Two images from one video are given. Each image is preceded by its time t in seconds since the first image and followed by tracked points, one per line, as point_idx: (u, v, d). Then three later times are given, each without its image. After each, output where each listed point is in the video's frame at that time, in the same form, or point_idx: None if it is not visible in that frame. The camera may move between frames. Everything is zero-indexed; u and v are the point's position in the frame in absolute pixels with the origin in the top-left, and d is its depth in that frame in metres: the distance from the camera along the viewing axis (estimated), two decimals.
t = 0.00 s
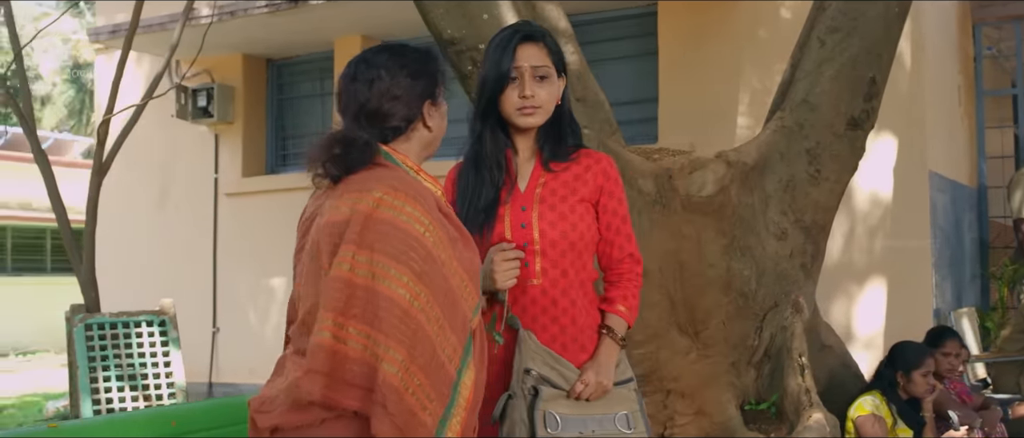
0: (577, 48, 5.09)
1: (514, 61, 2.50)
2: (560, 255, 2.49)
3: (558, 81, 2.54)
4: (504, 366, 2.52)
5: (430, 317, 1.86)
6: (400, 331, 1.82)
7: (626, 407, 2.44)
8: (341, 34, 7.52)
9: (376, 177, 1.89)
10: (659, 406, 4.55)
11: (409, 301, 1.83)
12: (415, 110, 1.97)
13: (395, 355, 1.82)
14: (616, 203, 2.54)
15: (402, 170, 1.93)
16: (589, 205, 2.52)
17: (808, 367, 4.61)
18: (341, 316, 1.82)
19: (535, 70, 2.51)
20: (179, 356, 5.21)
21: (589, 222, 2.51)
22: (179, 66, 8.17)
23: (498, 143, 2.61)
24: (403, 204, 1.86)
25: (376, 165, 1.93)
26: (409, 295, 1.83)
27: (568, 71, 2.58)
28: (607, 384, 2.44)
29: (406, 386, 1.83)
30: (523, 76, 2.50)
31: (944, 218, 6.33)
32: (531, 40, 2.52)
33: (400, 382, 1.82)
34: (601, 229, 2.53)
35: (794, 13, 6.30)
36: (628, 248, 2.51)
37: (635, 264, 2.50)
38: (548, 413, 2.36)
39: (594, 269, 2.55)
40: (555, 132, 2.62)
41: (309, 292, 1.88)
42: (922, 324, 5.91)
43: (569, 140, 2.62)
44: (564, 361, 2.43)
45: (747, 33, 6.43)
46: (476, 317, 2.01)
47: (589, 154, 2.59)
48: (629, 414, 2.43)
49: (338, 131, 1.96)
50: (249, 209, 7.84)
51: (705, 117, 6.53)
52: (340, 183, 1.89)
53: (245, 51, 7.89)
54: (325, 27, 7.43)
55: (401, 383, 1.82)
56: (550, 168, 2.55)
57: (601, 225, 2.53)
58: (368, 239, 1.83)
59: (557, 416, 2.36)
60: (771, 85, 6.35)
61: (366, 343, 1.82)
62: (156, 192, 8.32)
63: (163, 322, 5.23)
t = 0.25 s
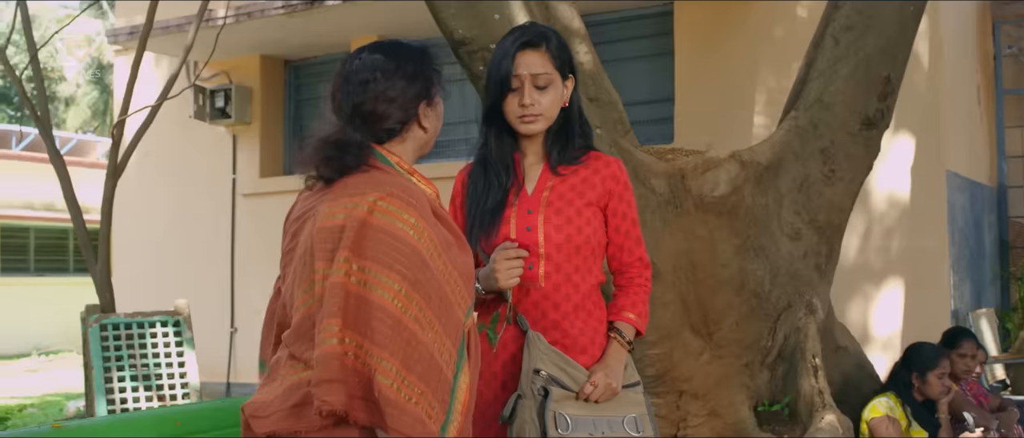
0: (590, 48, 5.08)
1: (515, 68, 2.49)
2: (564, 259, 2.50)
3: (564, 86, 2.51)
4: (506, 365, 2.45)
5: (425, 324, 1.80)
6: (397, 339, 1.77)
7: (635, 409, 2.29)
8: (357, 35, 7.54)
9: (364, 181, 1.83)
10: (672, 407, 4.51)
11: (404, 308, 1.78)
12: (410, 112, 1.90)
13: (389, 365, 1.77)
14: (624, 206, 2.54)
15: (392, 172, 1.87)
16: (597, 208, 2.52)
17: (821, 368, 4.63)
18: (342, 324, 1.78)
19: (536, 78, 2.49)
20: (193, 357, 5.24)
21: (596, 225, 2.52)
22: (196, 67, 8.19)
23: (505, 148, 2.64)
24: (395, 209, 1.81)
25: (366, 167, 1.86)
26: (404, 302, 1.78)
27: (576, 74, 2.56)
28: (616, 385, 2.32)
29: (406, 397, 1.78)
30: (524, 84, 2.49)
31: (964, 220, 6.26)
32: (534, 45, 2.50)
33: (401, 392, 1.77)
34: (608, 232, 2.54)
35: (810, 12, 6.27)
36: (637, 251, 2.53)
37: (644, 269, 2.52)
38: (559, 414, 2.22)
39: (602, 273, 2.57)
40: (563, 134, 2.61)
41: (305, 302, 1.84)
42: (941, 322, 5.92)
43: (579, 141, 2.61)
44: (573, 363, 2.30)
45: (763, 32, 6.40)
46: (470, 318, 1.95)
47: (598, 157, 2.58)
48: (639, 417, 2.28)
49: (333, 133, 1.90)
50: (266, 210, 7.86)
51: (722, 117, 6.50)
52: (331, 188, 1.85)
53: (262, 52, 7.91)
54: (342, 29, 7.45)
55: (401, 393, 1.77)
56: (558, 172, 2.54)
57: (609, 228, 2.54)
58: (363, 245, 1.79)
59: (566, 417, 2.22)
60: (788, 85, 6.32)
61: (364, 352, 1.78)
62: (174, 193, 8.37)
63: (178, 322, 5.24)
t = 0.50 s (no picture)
0: (603, 48, 5.07)
1: (513, 82, 2.54)
2: (566, 260, 2.51)
3: (563, 92, 2.56)
4: (509, 366, 2.55)
5: (415, 325, 1.85)
6: (387, 342, 1.82)
7: (636, 415, 2.37)
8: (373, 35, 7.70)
9: (350, 181, 1.87)
10: (684, 409, 4.49)
11: (394, 311, 1.82)
12: (395, 108, 1.96)
13: (381, 369, 1.82)
14: (629, 208, 2.54)
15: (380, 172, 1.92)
16: (601, 210, 2.52)
17: (834, 369, 4.63)
18: (328, 330, 1.81)
19: (533, 90, 2.54)
20: (207, 357, 5.29)
21: (600, 227, 2.52)
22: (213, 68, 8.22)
23: (508, 151, 2.67)
24: (384, 211, 1.84)
25: (352, 168, 1.91)
26: (394, 305, 1.82)
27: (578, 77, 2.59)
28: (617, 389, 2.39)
29: (397, 399, 1.82)
30: (522, 95, 2.54)
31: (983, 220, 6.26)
32: (532, 50, 2.53)
33: (392, 395, 1.82)
34: (613, 234, 2.53)
35: (826, 11, 6.24)
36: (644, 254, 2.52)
37: (649, 270, 2.52)
38: (555, 419, 2.32)
39: (608, 274, 2.56)
40: (569, 136, 2.62)
41: (296, 306, 1.87)
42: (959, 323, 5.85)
43: (585, 143, 2.62)
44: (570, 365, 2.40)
45: (779, 32, 6.38)
46: (463, 315, 1.99)
47: (604, 158, 2.58)
48: (639, 423, 2.36)
49: (319, 127, 1.96)
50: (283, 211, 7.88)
51: (740, 117, 6.46)
52: (319, 192, 1.88)
53: (278, 53, 7.92)
54: (359, 30, 7.46)
55: (391, 396, 1.82)
56: (562, 174, 2.55)
57: (614, 230, 2.53)
58: (353, 248, 1.82)
59: (564, 422, 2.31)
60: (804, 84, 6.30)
61: (355, 355, 1.82)
62: (191, 193, 8.42)
63: (192, 323, 5.30)
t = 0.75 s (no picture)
0: (618, 47, 5.06)
1: (515, 83, 2.54)
2: (570, 260, 2.50)
3: (567, 94, 2.55)
4: (512, 363, 2.57)
5: (414, 326, 1.87)
6: (385, 342, 1.85)
7: (639, 419, 2.37)
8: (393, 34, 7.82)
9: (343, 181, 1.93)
10: (699, 409, 4.48)
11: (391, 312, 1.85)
12: (390, 106, 2.02)
13: (381, 371, 1.84)
14: (636, 207, 2.52)
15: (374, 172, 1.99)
16: (607, 209, 2.51)
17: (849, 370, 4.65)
18: (326, 333, 1.84)
19: (537, 91, 2.54)
20: (222, 356, 5.36)
21: (607, 227, 2.51)
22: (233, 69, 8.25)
23: (514, 152, 2.67)
24: (379, 211, 1.87)
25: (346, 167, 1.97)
26: (391, 306, 1.85)
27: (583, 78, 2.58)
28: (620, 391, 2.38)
29: (398, 400, 1.85)
30: (525, 98, 2.54)
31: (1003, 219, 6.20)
32: (536, 52, 2.53)
33: (392, 396, 1.84)
34: (620, 233, 2.52)
35: (844, 10, 6.21)
36: (650, 255, 2.50)
37: (656, 270, 2.49)
38: (553, 423, 2.34)
39: (615, 274, 2.55)
40: (574, 137, 2.61)
41: (294, 309, 1.89)
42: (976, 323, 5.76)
43: (591, 145, 2.61)
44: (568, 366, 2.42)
45: (797, 31, 6.35)
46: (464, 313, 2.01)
47: (611, 158, 2.57)
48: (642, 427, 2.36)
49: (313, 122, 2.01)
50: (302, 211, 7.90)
51: (758, 116, 6.43)
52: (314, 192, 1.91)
53: (297, 53, 7.93)
54: (377, 29, 7.47)
55: (391, 398, 1.84)
56: (568, 175, 2.55)
57: (621, 229, 2.52)
58: (349, 249, 1.85)
59: (562, 426, 2.33)
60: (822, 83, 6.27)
61: (353, 357, 1.84)
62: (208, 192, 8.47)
63: (207, 322, 5.38)
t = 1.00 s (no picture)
0: (634, 48, 5.04)
1: (522, 83, 2.52)
2: (579, 260, 2.48)
3: (574, 93, 2.53)
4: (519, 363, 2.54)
5: (413, 327, 1.93)
6: (382, 345, 1.90)
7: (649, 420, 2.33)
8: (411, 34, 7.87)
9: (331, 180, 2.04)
10: (714, 410, 4.45)
11: (389, 314, 1.91)
12: (390, 106, 2.10)
13: (378, 373, 1.90)
14: (645, 207, 2.50)
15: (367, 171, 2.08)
16: (616, 209, 2.49)
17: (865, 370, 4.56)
18: (322, 335, 1.90)
19: (544, 91, 2.52)
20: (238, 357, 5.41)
21: (615, 227, 2.49)
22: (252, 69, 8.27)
23: (522, 152, 2.66)
24: (373, 212, 1.92)
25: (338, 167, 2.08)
26: (388, 308, 1.91)
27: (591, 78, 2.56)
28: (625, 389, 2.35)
29: (397, 402, 1.91)
30: (531, 97, 2.52)
31: None
32: (543, 51, 2.51)
33: (390, 398, 1.90)
34: (629, 233, 2.50)
35: (863, 8, 6.17)
36: (659, 255, 2.47)
37: (666, 271, 2.46)
38: (560, 424, 2.30)
39: (623, 274, 2.53)
40: (583, 137, 2.59)
41: (292, 311, 1.95)
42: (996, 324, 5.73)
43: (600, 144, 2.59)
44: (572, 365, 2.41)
45: (816, 30, 6.31)
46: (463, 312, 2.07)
47: (620, 157, 2.56)
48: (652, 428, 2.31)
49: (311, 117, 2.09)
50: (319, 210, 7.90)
51: (778, 115, 6.39)
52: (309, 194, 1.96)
53: (315, 53, 7.94)
54: (394, 29, 7.47)
55: (390, 401, 1.90)
56: (576, 174, 2.54)
57: (630, 230, 2.50)
58: (345, 252, 1.91)
59: (569, 427, 2.29)
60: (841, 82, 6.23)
61: (352, 359, 1.90)
62: (227, 192, 8.51)
63: (223, 323, 5.44)
